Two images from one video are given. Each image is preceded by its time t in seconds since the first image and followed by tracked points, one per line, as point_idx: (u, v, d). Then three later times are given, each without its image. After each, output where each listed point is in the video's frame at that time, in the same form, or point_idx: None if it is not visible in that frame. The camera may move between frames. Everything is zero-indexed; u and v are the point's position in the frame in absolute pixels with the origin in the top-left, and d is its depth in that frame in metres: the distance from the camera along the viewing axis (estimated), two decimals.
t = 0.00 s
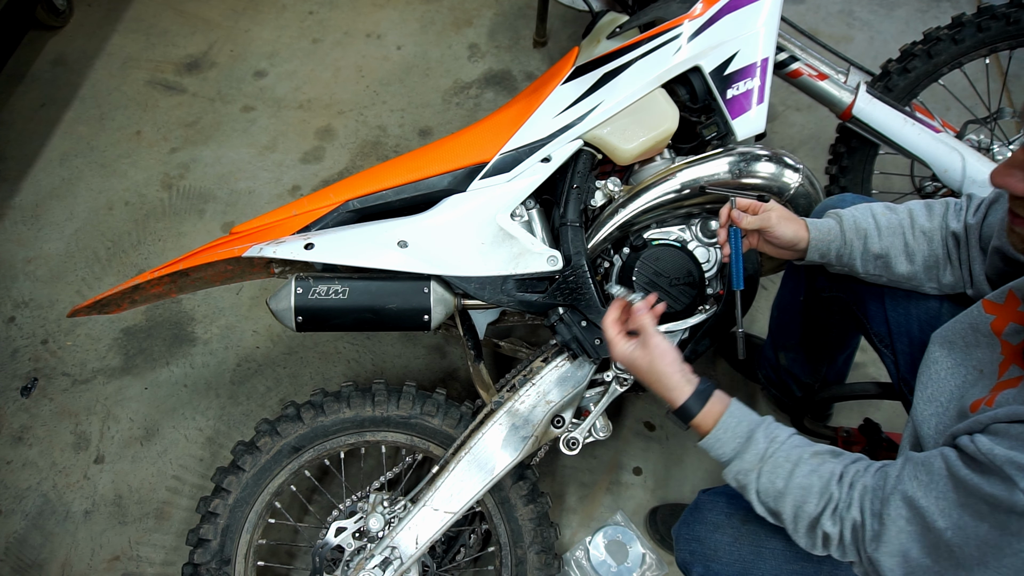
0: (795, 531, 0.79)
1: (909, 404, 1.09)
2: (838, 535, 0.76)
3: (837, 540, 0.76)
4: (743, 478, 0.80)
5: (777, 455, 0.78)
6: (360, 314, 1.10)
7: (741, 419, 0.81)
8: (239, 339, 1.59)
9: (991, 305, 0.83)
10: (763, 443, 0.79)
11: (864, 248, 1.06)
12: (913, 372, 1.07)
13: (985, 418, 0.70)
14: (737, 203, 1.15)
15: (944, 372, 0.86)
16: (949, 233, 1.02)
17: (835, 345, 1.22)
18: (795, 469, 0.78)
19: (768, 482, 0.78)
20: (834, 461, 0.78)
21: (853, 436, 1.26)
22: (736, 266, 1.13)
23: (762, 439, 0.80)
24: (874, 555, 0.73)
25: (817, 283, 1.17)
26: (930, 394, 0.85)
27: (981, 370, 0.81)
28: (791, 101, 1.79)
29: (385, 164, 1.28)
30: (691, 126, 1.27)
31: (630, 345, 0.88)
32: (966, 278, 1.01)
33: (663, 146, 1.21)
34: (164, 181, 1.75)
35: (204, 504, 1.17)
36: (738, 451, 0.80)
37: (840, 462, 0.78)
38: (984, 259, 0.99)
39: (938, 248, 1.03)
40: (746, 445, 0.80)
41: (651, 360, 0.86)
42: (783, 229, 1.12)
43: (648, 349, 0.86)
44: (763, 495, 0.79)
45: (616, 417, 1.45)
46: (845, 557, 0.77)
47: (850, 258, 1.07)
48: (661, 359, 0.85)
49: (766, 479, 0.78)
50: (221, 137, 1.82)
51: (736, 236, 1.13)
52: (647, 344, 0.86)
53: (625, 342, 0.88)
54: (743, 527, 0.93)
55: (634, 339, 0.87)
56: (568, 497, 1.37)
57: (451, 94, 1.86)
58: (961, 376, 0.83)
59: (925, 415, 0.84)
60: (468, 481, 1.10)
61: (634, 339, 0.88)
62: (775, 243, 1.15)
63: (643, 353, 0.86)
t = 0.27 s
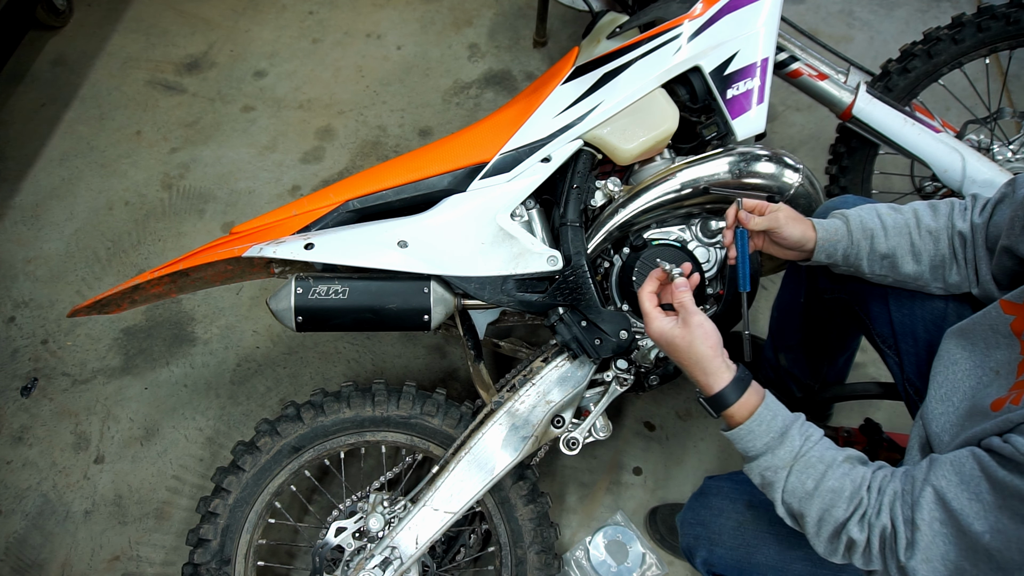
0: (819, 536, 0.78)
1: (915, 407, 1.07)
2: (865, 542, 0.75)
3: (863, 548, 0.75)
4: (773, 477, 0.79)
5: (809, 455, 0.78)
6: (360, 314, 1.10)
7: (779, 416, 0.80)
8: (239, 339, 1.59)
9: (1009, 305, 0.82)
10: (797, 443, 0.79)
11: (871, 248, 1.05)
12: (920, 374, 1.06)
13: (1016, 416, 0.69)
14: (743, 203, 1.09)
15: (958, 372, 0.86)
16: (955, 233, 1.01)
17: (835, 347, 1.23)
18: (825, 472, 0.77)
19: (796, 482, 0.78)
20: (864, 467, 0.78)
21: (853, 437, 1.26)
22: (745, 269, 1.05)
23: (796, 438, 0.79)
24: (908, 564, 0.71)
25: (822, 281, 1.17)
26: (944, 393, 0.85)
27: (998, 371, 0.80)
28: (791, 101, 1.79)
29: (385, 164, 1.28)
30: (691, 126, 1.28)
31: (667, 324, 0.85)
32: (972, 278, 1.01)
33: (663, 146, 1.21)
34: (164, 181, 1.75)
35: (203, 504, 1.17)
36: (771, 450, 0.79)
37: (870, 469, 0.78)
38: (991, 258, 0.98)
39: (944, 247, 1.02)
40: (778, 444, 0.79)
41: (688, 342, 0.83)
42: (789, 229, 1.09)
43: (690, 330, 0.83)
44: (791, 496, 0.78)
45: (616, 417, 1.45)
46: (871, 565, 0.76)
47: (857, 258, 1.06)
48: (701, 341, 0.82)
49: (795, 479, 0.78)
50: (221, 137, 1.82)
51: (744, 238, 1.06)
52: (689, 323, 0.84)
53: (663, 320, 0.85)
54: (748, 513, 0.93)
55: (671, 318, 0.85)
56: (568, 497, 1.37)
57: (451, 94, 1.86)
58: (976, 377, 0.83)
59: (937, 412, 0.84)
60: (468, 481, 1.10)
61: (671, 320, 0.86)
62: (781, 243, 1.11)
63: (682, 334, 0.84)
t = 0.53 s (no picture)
0: (846, 556, 0.77)
1: (930, 407, 1.07)
2: (894, 560, 0.74)
3: (893, 567, 0.75)
4: (801, 496, 0.77)
5: (838, 473, 0.77)
6: (360, 314, 1.10)
7: (805, 431, 0.78)
8: (239, 339, 1.59)
9: None
10: (826, 460, 0.77)
11: (887, 248, 1.05)
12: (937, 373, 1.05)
13: None
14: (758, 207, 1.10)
15: (978, 374, 0.84)
16: (971, 232, 1.02)
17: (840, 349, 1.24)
18: (854, 490, 0.76)
19: (825, 502, 0.76)
20: (890, 482, 0.77)
21: (866, 437, 1.27)
22: (762, 269, 1.04)
23: (826, 455, 0.77)
24: None
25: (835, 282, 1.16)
26: (962, 395, 0.84)
27: (1018, 371, 0.80)
28: (790, 101, 1.79)
29: (385, 164, 1.28)
30: (691, 126, 1.28)
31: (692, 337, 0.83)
32: (987, 277, 1.01)
33: (662, 146, 1.21)
34: (164, 181, 1.75)
35: (203, 504, 1.17)
36: (799, 467, 0.77)
37: (896, 484, 0.77)
38: (1007, 258, 0.98)
39: (960, 247, 1.02)
40: (807, 462, 0.77)
41: (715, 354, 0.81)
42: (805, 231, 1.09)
43: (716, 342, 0.81)
44: (819, 516, 0.76)
45: (616, 417, 1.45)
46: None
47: (873, 259, 1.06)
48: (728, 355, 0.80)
49: (824, 499, 0.76)
50: (221, 137, 1.82)
51: (761, 242, 1.06)
52: (715, 335, 0.82)
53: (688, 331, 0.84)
54: (767, 508, 0.93)
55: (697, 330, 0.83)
56: (568, 497, 1.37)
57: (451, 93, 1.86)
58: (995, 377, 0.82)
59: (954, 413, 0.84)
60: (468, 482, 1.10)
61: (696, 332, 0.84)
62: (796, 246, 1.11)
63: (708, 346, 0.82)
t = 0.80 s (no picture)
0: (876, 549, 0.76)
1: (935, 408, 1.06)
2: (928, 554, 0.73)
3: (926, 561, 0.74)
4: (840, 487, 0.75)
5: (879, 465, 0.75)
6: (360, 314, 1.10)
7: (852, 422, 0.76)
8: (239, 339, 1.59)
9: None
10: (870, 451, 0.76)
11: (896, 251, 1.04)
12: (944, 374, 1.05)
13: None
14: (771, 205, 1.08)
15: (997, 373, 0.83)
16: (979, 232, 1.01)
17: (841, 349, 1.26)
18: (894, 483, 0.75)
19: (864, 494, 0.75)
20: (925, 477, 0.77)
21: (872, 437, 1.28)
22: (770, 268, 1.02)
23: (870, 446, 0.76)
24: None
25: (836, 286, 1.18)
26: (978, 395, 0.83)
27: None
28: (790, 101, 1.79)
29: (385, 164, 1.28)
30: (690, 126, 1.28)
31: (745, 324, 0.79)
32: (994, 277, 1.01)
33: (662, 146, 1.21)
34: (164, 181, 1.75)
35: (203, 504, 1.17)
36: (843, 457, 0.75)
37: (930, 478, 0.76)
38: (1014, 257, 0.98)
39: (967, 247, 1.02)
40: (852, 452, 0.75)
41: (770, 341, 0.77)
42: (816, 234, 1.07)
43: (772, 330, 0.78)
44: (857, 508, 0.75)
45: (616, 417, 1.45)
46: None
47: (881, 263, 1.06)
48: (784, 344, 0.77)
49: (864, 490, 0.75)
50: (221, 136, 1.82)
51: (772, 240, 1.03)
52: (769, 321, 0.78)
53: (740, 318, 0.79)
54: (776, 515, 0.93)
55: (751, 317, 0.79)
56: (568, 497, 1.37)
57: (451, 93, 1.86)
58: (1014, 379, 0.80)
59: (972, 411, 0.83)
60: (468, 481, 1.10)
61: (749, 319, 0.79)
62: (806, 248, 1.09)
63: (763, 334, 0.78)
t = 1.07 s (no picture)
0: (878, 529, 0.76)
1: (934, 407, 1.06)
2: (930, 536, 0.73)
3: (926, 543, 0.74)
4: (845, 463, 0.76)
5: (885, 442, 0.76)
6: (360, 314, 1.10)
7: (860, 398, 0.77)
8: (239, 339, 1.59)
9: None
10: (875, 428, 0.76)
11: (893, 250, 1.05)
12: (943, 372, 1.05)
13: None
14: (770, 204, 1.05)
15: (1002, 368, 0.82)
16: (976, 230, 1.01)
17: (841, 349, 1.27)
18: (897, 462, 0.75)
19: (868, 471, 0.75)
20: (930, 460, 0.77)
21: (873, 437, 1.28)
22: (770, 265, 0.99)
23: (876, 423, 0.76)
24: (979, 557, 0.70)
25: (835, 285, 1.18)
26: (982, 390, 0.83)
27: None
28: (790, 101, 1.79)
29: (386, 164, 1.28)
30: (691, 126, 1.27)
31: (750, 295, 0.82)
32: (992, 275, 1.00)
33: (662, 146, 1.21)
34: (164, 181, 1.75)
35: (203, 504, 1.17)
36: (848, 431, 0.76)
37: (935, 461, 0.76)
38: (1013, 255, 0.98)
39: (965, 246, 1.02)
40: (858, 428, 0.76)
41: (776, 312, 0.80)
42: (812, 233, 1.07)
43: (778, 301, 0.80)
44: (859, 485, 0.75)
45: (616, 417, 1.45)
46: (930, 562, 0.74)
47: (879, 262, 1.06)
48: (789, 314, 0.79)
49: (867, 468, 0.75)
50: (221, 136, 1.82)
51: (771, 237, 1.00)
52: (775, 293, 0.81)
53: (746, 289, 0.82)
54: (774, 514, 0.93)
55: (757, 288, 0.81)
56: (568, 497, 1.37)
57: (451, 93, 1.86)
58: (1018, 373, 0.80)
59: (976, 407, 0.83)
60: (468, 481, 1.10)
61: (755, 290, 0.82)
62: (802, 246, 1.09)
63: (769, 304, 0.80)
